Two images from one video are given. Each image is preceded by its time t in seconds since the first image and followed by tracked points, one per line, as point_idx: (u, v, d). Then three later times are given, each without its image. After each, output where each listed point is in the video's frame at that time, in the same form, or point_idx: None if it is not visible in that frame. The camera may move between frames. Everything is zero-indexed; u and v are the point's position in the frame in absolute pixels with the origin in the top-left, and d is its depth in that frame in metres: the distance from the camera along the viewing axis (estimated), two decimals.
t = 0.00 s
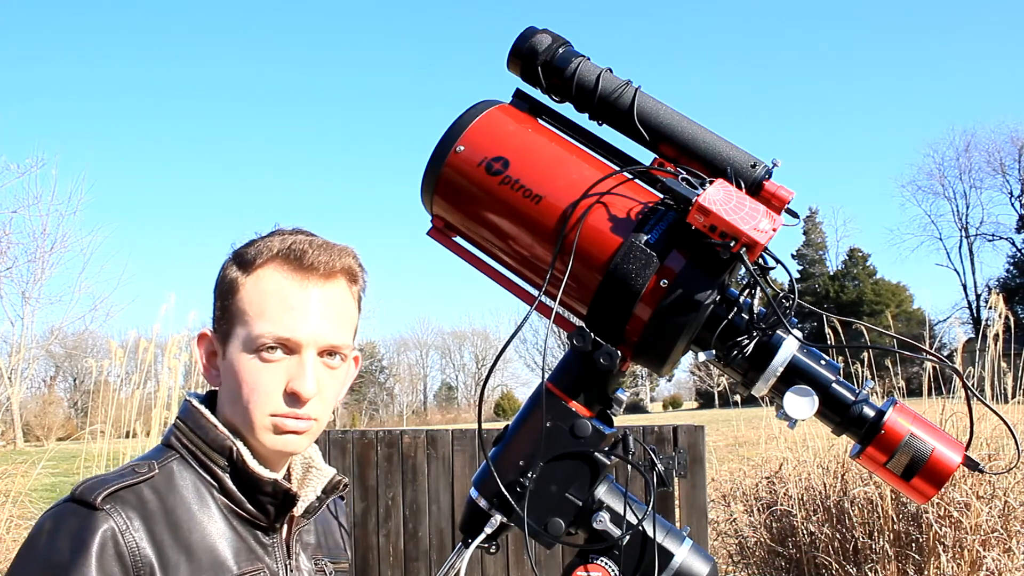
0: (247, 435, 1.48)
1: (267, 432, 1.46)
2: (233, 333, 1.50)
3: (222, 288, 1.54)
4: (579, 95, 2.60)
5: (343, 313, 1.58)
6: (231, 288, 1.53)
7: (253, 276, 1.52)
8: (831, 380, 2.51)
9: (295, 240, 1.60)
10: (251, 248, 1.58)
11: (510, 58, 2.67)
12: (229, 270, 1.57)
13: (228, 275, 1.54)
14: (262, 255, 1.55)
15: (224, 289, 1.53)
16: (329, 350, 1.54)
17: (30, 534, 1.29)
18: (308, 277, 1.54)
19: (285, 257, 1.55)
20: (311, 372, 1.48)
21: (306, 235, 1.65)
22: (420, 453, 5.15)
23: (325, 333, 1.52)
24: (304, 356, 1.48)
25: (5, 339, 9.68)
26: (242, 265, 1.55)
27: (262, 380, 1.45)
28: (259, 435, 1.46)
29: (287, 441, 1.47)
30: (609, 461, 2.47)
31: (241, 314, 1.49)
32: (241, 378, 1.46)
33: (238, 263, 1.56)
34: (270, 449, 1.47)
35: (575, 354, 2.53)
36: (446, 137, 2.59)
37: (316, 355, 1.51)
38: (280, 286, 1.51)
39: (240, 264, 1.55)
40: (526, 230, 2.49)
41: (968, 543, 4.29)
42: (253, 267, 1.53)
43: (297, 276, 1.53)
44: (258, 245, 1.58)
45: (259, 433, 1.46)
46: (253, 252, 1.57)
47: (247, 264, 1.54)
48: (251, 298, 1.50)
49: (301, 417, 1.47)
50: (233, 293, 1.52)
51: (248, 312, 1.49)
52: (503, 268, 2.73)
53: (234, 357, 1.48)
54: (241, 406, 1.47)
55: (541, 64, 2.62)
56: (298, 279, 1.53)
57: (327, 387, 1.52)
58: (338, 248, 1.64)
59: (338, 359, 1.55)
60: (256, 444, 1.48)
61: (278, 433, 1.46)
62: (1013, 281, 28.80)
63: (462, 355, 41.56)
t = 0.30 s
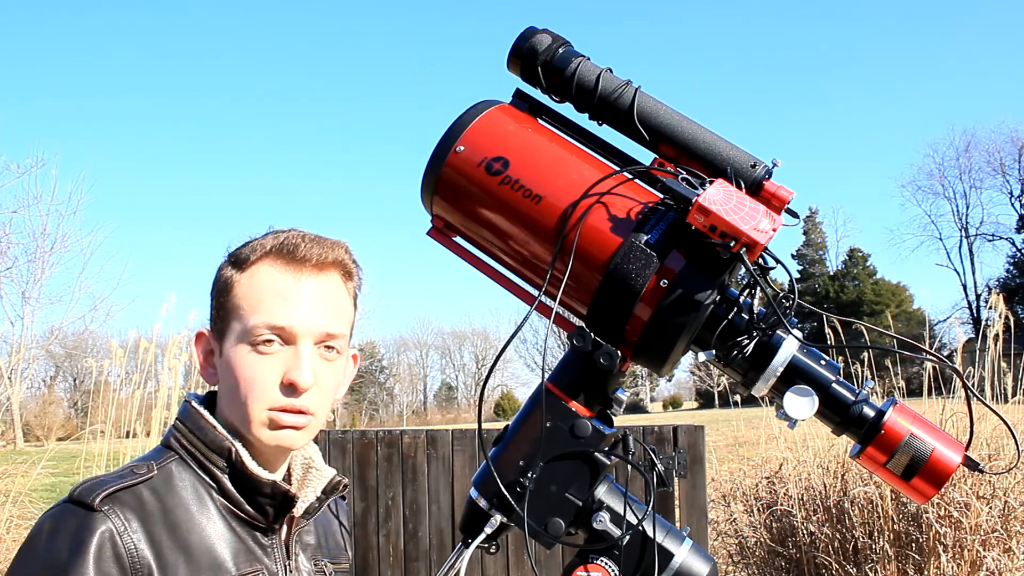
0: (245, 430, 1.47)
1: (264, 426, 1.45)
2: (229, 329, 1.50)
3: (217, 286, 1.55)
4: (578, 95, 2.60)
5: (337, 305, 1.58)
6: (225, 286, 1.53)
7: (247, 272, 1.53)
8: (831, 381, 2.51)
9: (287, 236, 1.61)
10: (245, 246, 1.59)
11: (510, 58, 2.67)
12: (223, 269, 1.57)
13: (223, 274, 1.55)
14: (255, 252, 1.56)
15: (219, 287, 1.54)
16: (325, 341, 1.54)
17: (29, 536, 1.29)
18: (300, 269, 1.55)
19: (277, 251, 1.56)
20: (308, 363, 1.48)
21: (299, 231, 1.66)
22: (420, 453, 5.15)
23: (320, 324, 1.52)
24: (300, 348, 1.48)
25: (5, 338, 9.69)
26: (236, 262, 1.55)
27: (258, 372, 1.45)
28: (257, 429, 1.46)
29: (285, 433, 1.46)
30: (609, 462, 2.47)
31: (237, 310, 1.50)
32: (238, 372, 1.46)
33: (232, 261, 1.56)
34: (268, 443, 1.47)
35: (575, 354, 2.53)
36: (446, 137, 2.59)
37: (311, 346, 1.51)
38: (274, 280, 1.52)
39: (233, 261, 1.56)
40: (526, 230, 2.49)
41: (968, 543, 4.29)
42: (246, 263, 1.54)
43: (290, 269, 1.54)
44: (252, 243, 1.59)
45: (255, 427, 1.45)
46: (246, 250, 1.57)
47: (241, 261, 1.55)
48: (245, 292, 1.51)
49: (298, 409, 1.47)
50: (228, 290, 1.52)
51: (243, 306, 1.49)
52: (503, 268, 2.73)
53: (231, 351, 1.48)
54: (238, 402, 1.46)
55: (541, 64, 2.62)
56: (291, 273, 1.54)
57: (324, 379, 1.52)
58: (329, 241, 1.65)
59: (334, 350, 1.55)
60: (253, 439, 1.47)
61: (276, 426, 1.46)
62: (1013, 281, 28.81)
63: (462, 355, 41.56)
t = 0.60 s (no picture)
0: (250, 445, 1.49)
1: (271, 442, 1.47)
2: (230, 343, 1.49)
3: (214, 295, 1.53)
4: (579, 95, 2.60)
5: (338, 316, 1.57)
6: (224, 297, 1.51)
7: (247, 283, 1.51)
8: (831, 381, 2.51)
9: (286, 243, 1.58)
10: (241, 253, 1.56)
11: (510, 58, 2.67)
12: (219, 275, 1.54)
13: (220, 282, 1.52)
14: (253, 261, 1.53)
15: (217, 297, 1.51)
16: (330, 354, 1.54)
17: (25, 539, 1.29)
18: (303, 282, 1.53)
19: (277, 262, 1.53)
20: (313, 379, 1.49)
21: (296, 237, 1.63)
22: (420, 453, 5.15)
23: (324, 340, 1.52)
24: (305, 364, 1.49)
25: (4, 339, 9.69)
26: (234, 271, 1.53)
27: (263, 391, 1.46)
28: (263, 445, 1.47)
29: (291, 449, 1.48)
30: (609, 461, 2.47)
31: (239, 324, 1.48)
32: (243, 388, 1.46)
33: (229, 268, 1.53)
34: (274, 458, 1.49)
35: (575, 354, 2.53)
36: (446, 137, 2.59)
37: (317, 361, 1.51)
38: (276, 294, 1.50)
39: (230, 270, 1.53)
40: (526, 230, 2.49)
41: (967, 543, 4.30)
42: (245, 273, 1.51)
43: (293, 282, 1.52)
44: (248, 248, 1.56)
45: (262, 443, 1.47)
46: (243, 257, 1.54)
47: (239, 270, 1.52)
48: (247, 306, 1.49)
49: (305, 424, 1.49)
50: (227, 302, 1.50)
51: (246, 321, 1.48)
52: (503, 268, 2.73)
53: (234, 367, 1.47)
54: (243, 417, 1.47)
55: (541, 64, 2.62)
56: (293, 286, 1.52)
57: (329, 392, 1.53)
58: (328, 248, 1.62)
59: (337, 363, 1.56)
60: (258, 452, 1.49)
61: (282, 442, 1.47)
62: (1013, 281, 28.81)
63: (462, 355, 41.57)
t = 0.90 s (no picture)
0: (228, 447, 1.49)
1: (249, 442, 1.47)
2: (208, 345, 1.49)
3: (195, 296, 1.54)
4: (579, 95, 2.60)
5: (319, 315, 1.56)
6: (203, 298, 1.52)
7: (225, 285, 1.51)
8: (831, 381, 2.51)
9: (264, 244, 1.59)
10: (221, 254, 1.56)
11: (510, 58, 2.67)
12: (199, 277, 1.55)
13: (200, 284, 1.53)
14: (231, 262, 1.53)
15: (197, 298, 1.52)
16: (308, 355, 1.53)
17: (18, 539, 1.29)
18: (280, 282, 1.53)
19: (255, 261, 1.53)
20: (291, 380, 1.48)
21: (275, 237, 1.63)
22: (420, 453, 5.15)
23: (302, 340, 1.51)
24: (282, 365, 1.48)
25: (4, 339, 9.69)
26: (213, 272, 1.54)
27: (239, 393, 1.45)
28: (240, 446, 1.47)
29: (270, 450, 1.48)
30: (609, 462, 2.47)
31: (216, 325, 1.48)
32: (220, 391, 1.46)
33: (208, 270, 1.54)
34: (254, 459, 1.49)
35: (575, 354, 2.53)
36: (446, 137, 2.59)
37: (294, 362, 1.50)
38: (252, 295, 1.50)
39: (210, 270, 1.54)
40: (525, 230, 2.49)
41: (968, 543, 4.30)
42: (223, 274, 1.52)
43: (269, 282, 1.52)
44: (228, 250, 1.56)
45: (241, 444, 1.47)
46: (223, 259, 1.55)
47: (218, 271, 1.53)
48: (224, 307, 1.49)
49: (283, 426, 1.48)
50: (206, 303, 1.51)
51: (223, 322, 1.48)
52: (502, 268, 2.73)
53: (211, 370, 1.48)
54: (221, 418, 1.47)
55: (541, 64, 2.62)
56: (270, 286, 1.52)
57: (308, 393, 1.52)
58: (307, 247, 1.61)
59: (317, 363, 1.55)
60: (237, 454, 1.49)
61: (259, 444, 1.47)
62: (1013, 281, 28.82)
63: (462, 355, 41.58)
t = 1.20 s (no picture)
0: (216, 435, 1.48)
1: (239, 429, 1.46)
2: (202, 329, 1.49)
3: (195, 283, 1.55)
4: (579, 95, 2.60)
5: (317, 305, 1.57)
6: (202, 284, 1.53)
7: (225, 271, 1.52)
8: (831, 381, 2.51)
9: (267, 234, 1.61)
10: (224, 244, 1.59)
11: (510, 58, 2.67)
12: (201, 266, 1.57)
13: (200, 271, 1.55)
14: (233, 250, 1.56)
15: (197, 285, 1.53)
16: (303, 344, 1.53)
17: (7, 542, 1.29)
18: (279, 269, 1.54)
19: (258, 249, 1.56)
20: (283, 367, 1.48)
21: (279, 229, 1.66)
22: (420, 453, 5.15)
23: (297, 327, 1.51)
24: (275, 351, 1.48)
25: (5, 338, 9.69)
26: (215, 260, 1.56)
27: (229, 377, 1.45)
28: (229, 434, 1.46)
29: (259, 438, 1.47)
30: (609, 461, 2.47)
31: (212, 309, 1.49)
32: (212, 375, 1.46)
33: (210, 259, 1.56)
34: (241, 448, 1.47)
35: (575, 354, 2.53)
36: (446, 137, 2.59)
37: (288, 350, 1.50)
38: (251, 279, 1.51)
39: (212, 259, 1.56)
40: (525, 230, 2.49)
41: (968, 543, 4.30)
42: (224, 261, 1.54)
43: (269, 268, 1.53)
44: (231, 240, 1.59)
45: (231, 432, 1.46)
46: (225, 248, 1.58)
47: (220, 259, 1.55)
48: (221, 291, 1.50)
49: (274, 414, 1.47)
50: (204, 289, 1.52)
51: (219, 306, 1.49)
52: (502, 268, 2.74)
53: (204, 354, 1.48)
54: (211, 405, 1.47)
55: (541, 64, 2.62)
56: (270, 272, 1.53)
57: (300, 382, 1.52)
58: (310, 240, 1.64)
59: (311, 354, 1.55)
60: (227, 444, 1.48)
61: (247, 431, 1.46)
62: (1013, 281, 28.82)
63: (462, 355, 41.57)
